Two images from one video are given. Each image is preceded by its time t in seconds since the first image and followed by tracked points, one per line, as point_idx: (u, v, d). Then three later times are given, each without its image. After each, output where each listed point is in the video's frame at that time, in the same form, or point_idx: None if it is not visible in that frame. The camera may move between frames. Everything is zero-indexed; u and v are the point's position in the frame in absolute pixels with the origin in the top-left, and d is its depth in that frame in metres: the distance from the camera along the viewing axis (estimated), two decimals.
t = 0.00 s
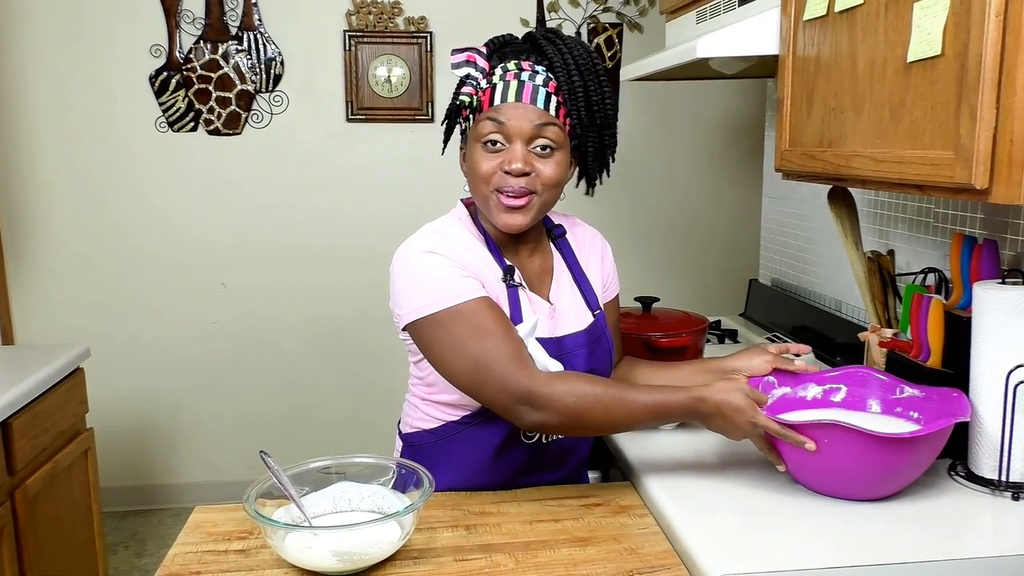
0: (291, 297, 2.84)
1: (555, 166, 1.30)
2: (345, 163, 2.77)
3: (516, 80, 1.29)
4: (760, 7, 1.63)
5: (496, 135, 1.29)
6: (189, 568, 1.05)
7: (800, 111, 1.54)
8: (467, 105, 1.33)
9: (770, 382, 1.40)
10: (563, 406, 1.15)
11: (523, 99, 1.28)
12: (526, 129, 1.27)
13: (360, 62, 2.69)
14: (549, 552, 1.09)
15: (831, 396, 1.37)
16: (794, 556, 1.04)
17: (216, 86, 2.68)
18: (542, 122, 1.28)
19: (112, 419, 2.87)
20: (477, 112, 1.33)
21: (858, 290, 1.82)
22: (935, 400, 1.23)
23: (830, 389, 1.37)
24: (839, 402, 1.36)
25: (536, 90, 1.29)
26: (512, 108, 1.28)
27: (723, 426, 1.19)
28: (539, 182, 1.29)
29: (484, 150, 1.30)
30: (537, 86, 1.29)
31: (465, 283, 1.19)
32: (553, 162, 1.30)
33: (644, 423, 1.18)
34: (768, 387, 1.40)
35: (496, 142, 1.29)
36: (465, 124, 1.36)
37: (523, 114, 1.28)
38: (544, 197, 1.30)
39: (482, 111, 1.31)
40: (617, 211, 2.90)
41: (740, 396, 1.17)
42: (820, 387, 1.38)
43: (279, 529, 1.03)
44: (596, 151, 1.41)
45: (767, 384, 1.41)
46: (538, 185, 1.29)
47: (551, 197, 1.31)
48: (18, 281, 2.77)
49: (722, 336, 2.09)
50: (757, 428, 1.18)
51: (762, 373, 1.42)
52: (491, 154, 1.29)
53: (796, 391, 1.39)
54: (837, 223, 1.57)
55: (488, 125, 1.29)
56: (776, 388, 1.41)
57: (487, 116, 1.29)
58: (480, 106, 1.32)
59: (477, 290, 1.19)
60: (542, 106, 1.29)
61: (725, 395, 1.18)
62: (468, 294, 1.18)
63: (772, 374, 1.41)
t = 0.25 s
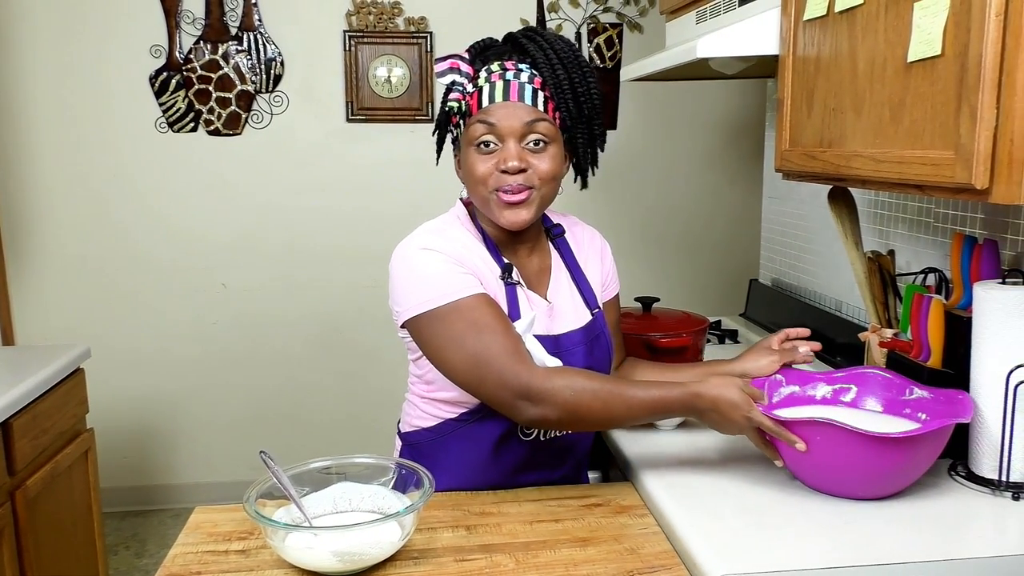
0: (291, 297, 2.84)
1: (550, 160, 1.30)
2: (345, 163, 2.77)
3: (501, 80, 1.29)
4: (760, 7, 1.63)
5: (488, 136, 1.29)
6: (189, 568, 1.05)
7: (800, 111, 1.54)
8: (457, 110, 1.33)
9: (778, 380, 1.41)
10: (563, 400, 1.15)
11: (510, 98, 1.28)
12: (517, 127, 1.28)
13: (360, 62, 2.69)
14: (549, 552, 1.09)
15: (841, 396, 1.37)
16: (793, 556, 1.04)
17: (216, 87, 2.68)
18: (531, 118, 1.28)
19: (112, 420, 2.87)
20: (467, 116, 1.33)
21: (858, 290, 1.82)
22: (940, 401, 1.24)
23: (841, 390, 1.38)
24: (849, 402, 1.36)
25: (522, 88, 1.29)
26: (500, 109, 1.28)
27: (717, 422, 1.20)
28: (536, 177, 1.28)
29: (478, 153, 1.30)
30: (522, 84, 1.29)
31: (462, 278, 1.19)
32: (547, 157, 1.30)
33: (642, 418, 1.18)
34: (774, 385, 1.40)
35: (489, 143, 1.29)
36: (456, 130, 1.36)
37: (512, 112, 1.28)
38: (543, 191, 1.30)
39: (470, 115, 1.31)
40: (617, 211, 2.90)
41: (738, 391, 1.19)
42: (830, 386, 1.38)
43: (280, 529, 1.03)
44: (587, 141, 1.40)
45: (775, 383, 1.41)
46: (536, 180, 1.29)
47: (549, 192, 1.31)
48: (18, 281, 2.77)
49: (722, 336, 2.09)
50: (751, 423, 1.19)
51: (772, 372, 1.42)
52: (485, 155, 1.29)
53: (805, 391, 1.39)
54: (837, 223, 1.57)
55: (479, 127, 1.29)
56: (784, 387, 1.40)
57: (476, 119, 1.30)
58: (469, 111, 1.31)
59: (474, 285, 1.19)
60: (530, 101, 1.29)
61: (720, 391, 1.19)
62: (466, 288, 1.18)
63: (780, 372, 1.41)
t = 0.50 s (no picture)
0: (291, 298, 2.84)
1: (549, 160, 1.30)
2: (345, 163, 2.77)
3: (500, 82, 1.29)
4: (760, 7, 1.63)
5: (488, 137, 1.29)
6: (188, 569, 1.05)
7: (800, 111, 1.54)
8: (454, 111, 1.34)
9: (779, 380, 1.39)
10: (536, 394, 1.15)
11: (510, 99, 1.29)
12: (516, 129, 1.28)
13: (360, 63, 2.69)
14: (549, 552, 1.09)
15: (843, 395, 1.38)
16: (792, 556, 1.04)
17: (216, 87, 2.68)
18: (531, 119, 1.29)
19: (112, 420, 2.87)
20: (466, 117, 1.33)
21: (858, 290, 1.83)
22: (941, 401, 1.24)
23: (842, 389, 1.38)
24: (850, 402, 1.37)
25: (522, 90, 1.29)
26: (500, 110, 1.29)
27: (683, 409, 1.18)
28: (534, 177, 1.29)
29: (477, 154, 1.30)
30: (522, 85, 1.29)
31: (448, 277, 1.21)
32: (546, 157, 1.30)
33: (612, 408, 1.16)
34: (776, 385, 1.39)
35: (488, 144, 1.29)
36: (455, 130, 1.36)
37: (512, 114, 1.28)
38: (541, 191, 1.30)
39: (470, 116, 1.31)
40: (617, 211, 2.90)
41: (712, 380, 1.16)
42: (832, 386, 1.38)
43: (280, 530, 1.03)
44: (584, 144, 1.40)
45: (776, 383, 1.39)
46: (534, 179, 1.29)
47: (547, 191, 1.31)
48: (18, 282, 2.77)
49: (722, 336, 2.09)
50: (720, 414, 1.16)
51: (771, 371, 1.40)
52: (484, 155, 1.29)
53: (806, 390, 1.39)
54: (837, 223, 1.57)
55: (478, 128, 1.29)
56: (784, 387, 1.39)
57: (476, 120, 1.30)
58: (468, 111, 1.32)
59: (459, 284, 1.21)
60: (529, 103, 1.30)
61: (691, 376, 1.17)
62: (450, 286, 1.20)
63: (781, 372, 1.39)
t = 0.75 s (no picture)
0: (290, 298, 2.84)
1: (540, 172, 1.30)
2: (344, 163, 2.77)
3: (500, 89, 1.28)
4: (759, 7, 1.63)
5: (482, 146, 1.28)
6: (188, 569, 1.04)
7: (800, 112, 1.54)
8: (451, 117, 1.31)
9: (779, 380, 1.39)
10: (449, 417, 1.16)
11: (507, 110, 1.28)
12: (511, 139, 1.28)
13: (359, 63, 2.69)
14: (548, 552, 1.09)
15: (842, 395, 1.38)
16: (792, 556, 1.04)
17: (215, 87, 2.68)
18: (528, 130, 1.28)
19: (112, 421, 2.86)
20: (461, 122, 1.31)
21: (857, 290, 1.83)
22: (940, 400, 1.24)
23: (841, 389, 1.38)
24: (849, 402, 1.37)
25: (520, 100, 1.28)
26: (497, 119, 1.27)
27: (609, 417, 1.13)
28: (525, 189, 1.29)
29: (471, 161, 1.29)
30: (520, 95, 1.28)
31: (413, 287, 1.23)
32: (538, 169, 1.30)
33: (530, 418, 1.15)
34: (775, 385, 1.39)
35: (482, 152, 1.29)
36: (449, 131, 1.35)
37: (509, 124, 1.27)
38: (530, 203, 1.31)
39: (466, 121, 1.30)
40: (616, 211, 2.90)
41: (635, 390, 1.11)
42: (831, 386, 1.39)
43: (279, 530, 1.03)
44: (575, 150, 1.41)
45: (776, 382, 1.39)
46: (524, 192, 1.29)
47: (535, 202, 1.32)
48: (17, 282, 2.77)
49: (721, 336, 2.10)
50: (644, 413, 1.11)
51: (771, 371, 1.41)
52: (477, 164, 1.29)
53: (805, 390, 1.39)
54: (836, 224, 1.56)
55: (474, 135, 1.28)
56: (784, 386, 1.39)
57: (472, 127, 1.29)
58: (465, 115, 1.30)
59: (422, 296, 1.23)
60: (527, 116, 1.28)
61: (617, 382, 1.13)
62: (410, 297, 1.22)
63: (781, 372, 1.40)
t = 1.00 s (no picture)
0: (289, 298, 2.84)
1: (527, 168, 1.29)
2: (343, 163, 2.77)
3: (486, 85, 1.29)
4: (757, 8, 1.63)
5: (469, 140, 1.28)
6: (187, 569, 1.04)
7: (798, 112, 1.54)
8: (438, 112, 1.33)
9: (778, 379, 1.39)
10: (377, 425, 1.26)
11: (494, 105, 1.28)
12: (498, 133, 1.27)
13: (358, 63, 2.69)
14: (548, 552, 1.09)
15: (840, 395, 1.38)
16: (791, 555, 1.04)
17: (214, 87, 2.68)
18: (515, 124, 1.28)
19: (111, 421, 2.86)
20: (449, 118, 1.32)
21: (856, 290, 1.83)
22: (939, 399, 1.24)
23: (840, 389, 1.39)
24: (848, 402, 1.37)
25: (506, 95, 1.29)
26: (484, 114, 1.28)
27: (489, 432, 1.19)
28: (512, 184, 1.28)
29: (458, 156, 1.29)
30: (506, 91, 1.29)
31: (373, 303, 1.28)
32: (525, 165, 1.30)
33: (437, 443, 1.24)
34: (774, 384, 1.39)
35: (470, 147, 1.28)
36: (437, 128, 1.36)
37: (496, 118, 1.27)
38: (517, 199, 1.29)
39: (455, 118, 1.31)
40: (615, 211, 2.90)
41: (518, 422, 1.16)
42: (829, 386, 1.39)
43: (278, 530, 1.03)
44: (564, 149, 1.40)
45: (774, 382, 1.39)
46: (511, 187, 1.28)
47: (524, 198, 1.30)
48: (16, 282, 2.77)
49: (720, 336, 2.11)
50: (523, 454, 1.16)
51: (770, 371, 1.41)
52: (464, 159, 1.28)
53: (803, 390, 1.39)
54: (835, 223, 1.56)
55: (462, 130, 1.28)
56: (783, 386, 1.40)
57: (460, 122, 1.29)
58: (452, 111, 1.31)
59: (381, 314, 1.28)
60: (514, 111, 1.29)
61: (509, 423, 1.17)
62: (370, 314, 1.28)
63: (780, 371, 1.40)
